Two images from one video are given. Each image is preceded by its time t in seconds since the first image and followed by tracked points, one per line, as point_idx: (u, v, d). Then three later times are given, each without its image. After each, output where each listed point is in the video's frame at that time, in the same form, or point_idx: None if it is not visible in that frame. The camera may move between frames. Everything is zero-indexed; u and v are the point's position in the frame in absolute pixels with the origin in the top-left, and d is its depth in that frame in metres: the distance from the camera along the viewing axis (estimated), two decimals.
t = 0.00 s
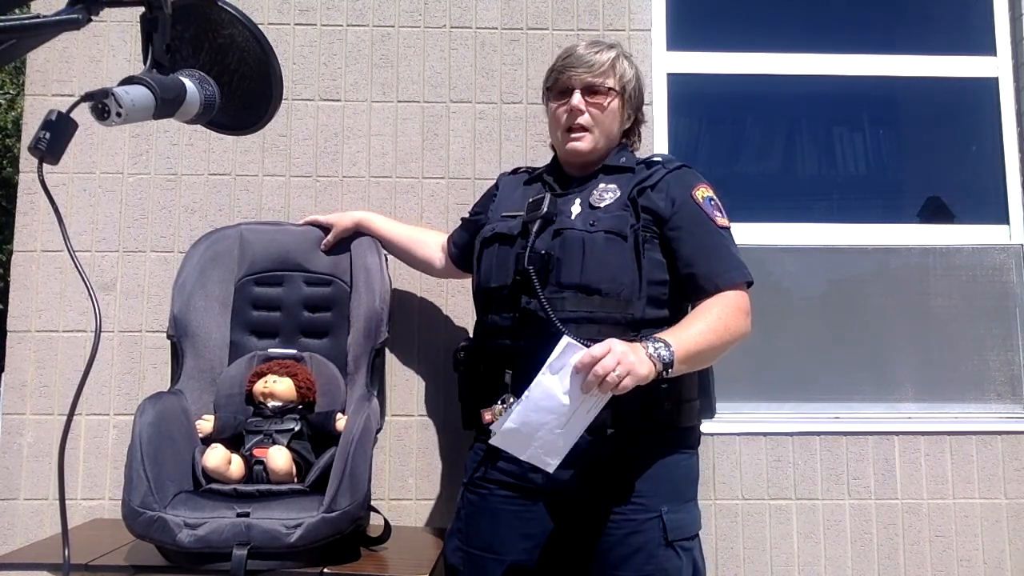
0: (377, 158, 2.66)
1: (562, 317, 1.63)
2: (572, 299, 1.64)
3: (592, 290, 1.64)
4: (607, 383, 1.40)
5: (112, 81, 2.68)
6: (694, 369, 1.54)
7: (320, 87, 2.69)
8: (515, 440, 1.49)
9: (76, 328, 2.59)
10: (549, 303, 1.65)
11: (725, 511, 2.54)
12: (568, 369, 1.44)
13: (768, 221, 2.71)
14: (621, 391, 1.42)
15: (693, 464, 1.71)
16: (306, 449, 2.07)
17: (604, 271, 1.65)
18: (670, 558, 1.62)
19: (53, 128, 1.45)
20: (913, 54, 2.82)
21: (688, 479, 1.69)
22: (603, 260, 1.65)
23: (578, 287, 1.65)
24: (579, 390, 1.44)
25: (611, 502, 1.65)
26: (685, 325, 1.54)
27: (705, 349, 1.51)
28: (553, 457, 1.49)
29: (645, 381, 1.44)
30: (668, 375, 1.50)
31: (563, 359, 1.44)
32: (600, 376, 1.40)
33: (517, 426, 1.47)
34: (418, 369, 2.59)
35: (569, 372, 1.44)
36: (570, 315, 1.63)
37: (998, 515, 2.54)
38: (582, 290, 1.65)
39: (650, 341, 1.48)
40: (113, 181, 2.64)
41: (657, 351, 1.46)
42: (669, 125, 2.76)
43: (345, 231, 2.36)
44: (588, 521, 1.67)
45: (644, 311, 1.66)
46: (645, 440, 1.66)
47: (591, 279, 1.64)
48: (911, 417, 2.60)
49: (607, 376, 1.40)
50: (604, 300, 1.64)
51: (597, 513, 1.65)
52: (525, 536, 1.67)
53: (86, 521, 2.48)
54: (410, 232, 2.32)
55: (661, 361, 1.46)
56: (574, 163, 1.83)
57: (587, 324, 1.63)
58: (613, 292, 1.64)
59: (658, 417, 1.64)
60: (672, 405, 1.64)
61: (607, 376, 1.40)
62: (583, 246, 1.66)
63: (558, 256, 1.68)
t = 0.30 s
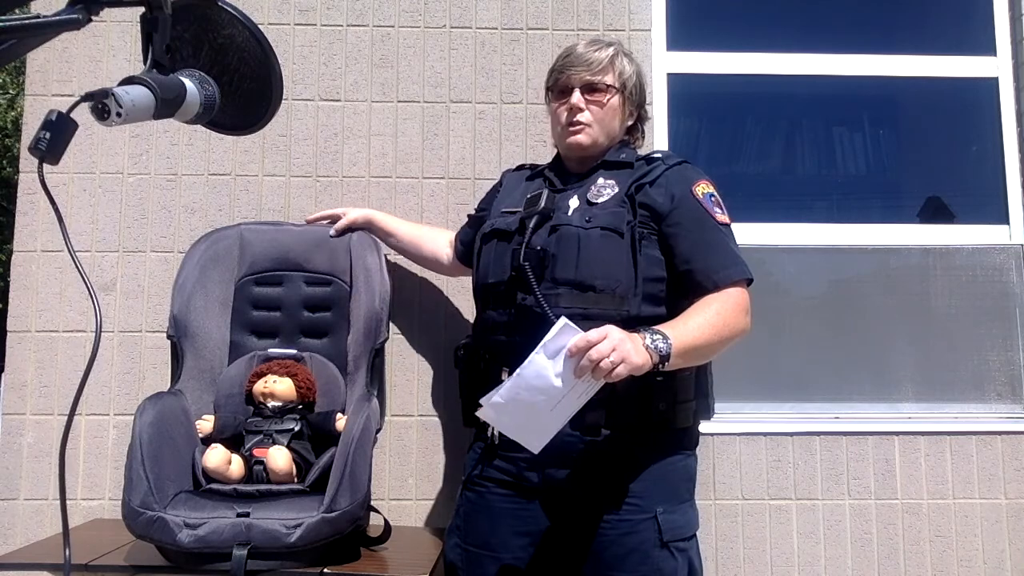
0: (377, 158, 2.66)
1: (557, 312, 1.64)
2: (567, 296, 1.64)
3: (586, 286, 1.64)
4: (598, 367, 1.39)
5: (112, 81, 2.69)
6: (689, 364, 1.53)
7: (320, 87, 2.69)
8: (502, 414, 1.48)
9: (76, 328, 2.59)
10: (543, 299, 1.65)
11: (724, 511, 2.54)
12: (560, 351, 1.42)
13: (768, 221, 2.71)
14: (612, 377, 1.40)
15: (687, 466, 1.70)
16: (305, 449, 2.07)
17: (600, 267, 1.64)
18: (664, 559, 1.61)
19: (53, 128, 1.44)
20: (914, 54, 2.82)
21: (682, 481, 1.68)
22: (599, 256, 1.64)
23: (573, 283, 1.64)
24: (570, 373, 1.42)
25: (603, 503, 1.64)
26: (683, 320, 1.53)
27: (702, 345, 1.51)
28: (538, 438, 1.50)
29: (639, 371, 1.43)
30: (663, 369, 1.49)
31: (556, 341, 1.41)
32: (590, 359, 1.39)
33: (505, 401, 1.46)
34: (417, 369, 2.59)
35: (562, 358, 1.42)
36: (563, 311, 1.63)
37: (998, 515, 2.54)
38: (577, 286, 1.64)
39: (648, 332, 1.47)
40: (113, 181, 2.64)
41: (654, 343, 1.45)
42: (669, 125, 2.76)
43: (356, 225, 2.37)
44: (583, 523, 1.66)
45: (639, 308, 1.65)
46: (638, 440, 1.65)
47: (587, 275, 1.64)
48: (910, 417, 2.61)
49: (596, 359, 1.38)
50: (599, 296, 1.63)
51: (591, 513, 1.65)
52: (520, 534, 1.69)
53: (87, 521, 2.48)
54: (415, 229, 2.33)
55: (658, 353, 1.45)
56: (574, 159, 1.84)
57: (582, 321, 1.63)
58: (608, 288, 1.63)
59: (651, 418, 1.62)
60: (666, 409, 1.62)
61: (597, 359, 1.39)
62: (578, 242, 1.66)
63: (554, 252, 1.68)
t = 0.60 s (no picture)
0: (377, 158, 2.66)
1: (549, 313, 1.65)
2: (559, 297, 1.65)
3: (577, 287, 1.64)
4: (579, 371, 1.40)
5: (112, 81, 2.69)
6: (681, 367, 1.50)
7: (320, 87, 2.69)
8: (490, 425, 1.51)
9: (76, 328, 2.59)
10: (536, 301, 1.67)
11: (724, 511, 2.54)
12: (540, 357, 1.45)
13: (768, 221, 2.71)
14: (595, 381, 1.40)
15: (683, 469, 1.66)
16: (305, 449, 2.07)
17: (592, 268, 1.63)
18: (658, 561, 1.59)
19: (53, 128, 1.44)
20: (914, 54, 2.82)
21: (679, 485, 1.65)
22: (591, 257, 1.63)
23: (564, 284, 1.65)
24: (553, 379, 1.44)
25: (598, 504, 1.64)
26: (675, 322, 1.50)
27: (692, 346, 1.48)
28: (534, 449, 1.48)
29: (623, 373, 1.41)
30: (652, 372, 1.47)
31: (534, 347, 1.46)
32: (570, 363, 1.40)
33: (490, 411, 1.49)
34: (415, 368, 2.59)
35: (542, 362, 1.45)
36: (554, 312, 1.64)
37: (998, 515, 2.54)
38: (568, 287, 1.65)
39: (632, 335, 1.46)
40: (113, 181, 2.64)
41: (637, 345, 1.44)
42: (669, 126, 2.76)
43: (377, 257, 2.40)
44: (580, 523, 1.66)
45: (632, 309, 1.62)
46: (634, 442, 1.63)
47: (579, 276, 1.63)
48: (911, 417, 2.61)
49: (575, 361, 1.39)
50: (590, 297, 1.63)
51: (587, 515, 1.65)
52: (516, 531, 1.69)
53: (87, 521, 2.49)
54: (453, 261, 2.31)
55: (642, 356, 1.43)
56: (574, 165, 1.84)
57: (572, 321, 1.63)
58: (600, 289, 1.62)
59: (645, 420, 1.60)
60: (660, 410, 1.60)
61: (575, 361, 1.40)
62: (571, 243, 1.65)
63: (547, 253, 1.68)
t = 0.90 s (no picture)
0: (377, 158, 2.66)
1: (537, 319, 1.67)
2: (546, 304, 1.66)
3: (561, 292, 1.63)
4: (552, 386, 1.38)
5: (112, 81, 2.69)
6: (663, 370, 1.47)
7: (320, 87, 2.69)
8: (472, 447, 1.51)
9: (76, 328, 2.59)
10: (525, 306, 1.70)
11: (724, 511, 2.54)
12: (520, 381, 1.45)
13: (768, 221, 2.71)
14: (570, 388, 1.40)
15: (681, 471, 1.63)
16: (305, 449, 2.07)
17: (576, 274, 1.62)
18: (653, 564, 1.57)
19: (54, 128, 1.44)
20: (914, 54, 2.82)
21: (676, 487, 1.62)
22: (575, 263, 1.63)
23: (549, 290, 1.65)
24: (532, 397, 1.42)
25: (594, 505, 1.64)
26: (657, 325, 1.48)
27: (670, 347, 1.45)
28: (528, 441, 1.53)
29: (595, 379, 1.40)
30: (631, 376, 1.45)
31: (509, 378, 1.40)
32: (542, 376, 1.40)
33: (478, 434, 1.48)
34: (415, 368, 2.59)
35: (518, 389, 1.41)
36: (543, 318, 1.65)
37: (998, 515, 2.54)
38: (553, 293, 1.64)
39: (603, 339, 1.45)
40: (113, 181, 2.64)
41: (606, 349, 1.42)
42: (669, 126, 2.77)
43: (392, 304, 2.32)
44: (579, 523, 1.67)
45: (619, 311, 1.62)
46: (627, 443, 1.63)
47: (565, 281, 1.63)
48: (911, 417, 2.61)
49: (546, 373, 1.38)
50: (575, 302, 1.63)
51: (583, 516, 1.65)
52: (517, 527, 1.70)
53: (87, 521, 2.49)
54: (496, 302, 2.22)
55: (613, 359, 1.41)
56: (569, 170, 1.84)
57: (559, 326, 1.64)
58: (583, 294, 1.62)
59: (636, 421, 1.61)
60: (650, 411, 1.60)
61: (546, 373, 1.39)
62: (554, 249, 1.65)
63: (534, 260, 1.69)
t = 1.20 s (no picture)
0: (377, 158, 2.66)
1: (542, 330, 1.68)
2: (549, 316, 1.67)
3: (564, 303, 1.63)
4: (526, 395, 1.44)
5: (112, 81, 2.69)
6: (646, 372, 1.46)
7: (320, 87, 2.69)
8: (439, 458, 1.59)
9: (76, 328, 2.59)
10: (531, 317, 1.71)
11: (724, 511, 2.54)
12: (489, 393, 1.50)
13: (768, 221, 2.71)
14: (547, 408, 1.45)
15: (689, 475, 1.63)
16: (305, 448, 2.07)
17: (577, 283, 1.62)
18: (658, 567, 1.57)
19: (54, 127, 1.44)
20: (914, 54, 2.82)
21: (683, 490, 1.62)
22: (575, 272, 1.62)
23: (552, 300, 1.65)
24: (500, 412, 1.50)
25: (598, 510, 1.64)
26: (644, 328, 1.48)
27: (650, 348, 1.45)
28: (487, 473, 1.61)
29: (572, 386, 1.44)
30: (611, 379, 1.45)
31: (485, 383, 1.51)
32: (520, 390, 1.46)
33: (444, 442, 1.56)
34: (415, 368, 2.59)
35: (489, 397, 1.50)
36: (546, 329, 1.66)
37: (998, 515, 2.54)
38: (556, 303, 1.65)
39: (580, 343, 1.48)
40: (113, 181, 2.64)
41: (580, 352, 1.45)
42: (669, 126, 2.77)
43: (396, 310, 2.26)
44: (583, 528, 1.67)
45: (621, 319, 1.61)
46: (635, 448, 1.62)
47: (568, 291, 1.63)
48: (911, 417, 2.61)
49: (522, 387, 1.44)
50: (577, 313, 1.63)
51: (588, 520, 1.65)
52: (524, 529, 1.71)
53: (87, 521, 2.49)
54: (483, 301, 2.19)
55: (586, 361, 1.44)
56: (569, 171, 1.85)
57: (564, 337, 1.65)
58: (585, 304, 1.62)
59: (640, 426, 1.61)
60: (654, 417, 1.60)
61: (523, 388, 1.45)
62: (556, 260, 1.65)
63: (536, 269, 1.69)
